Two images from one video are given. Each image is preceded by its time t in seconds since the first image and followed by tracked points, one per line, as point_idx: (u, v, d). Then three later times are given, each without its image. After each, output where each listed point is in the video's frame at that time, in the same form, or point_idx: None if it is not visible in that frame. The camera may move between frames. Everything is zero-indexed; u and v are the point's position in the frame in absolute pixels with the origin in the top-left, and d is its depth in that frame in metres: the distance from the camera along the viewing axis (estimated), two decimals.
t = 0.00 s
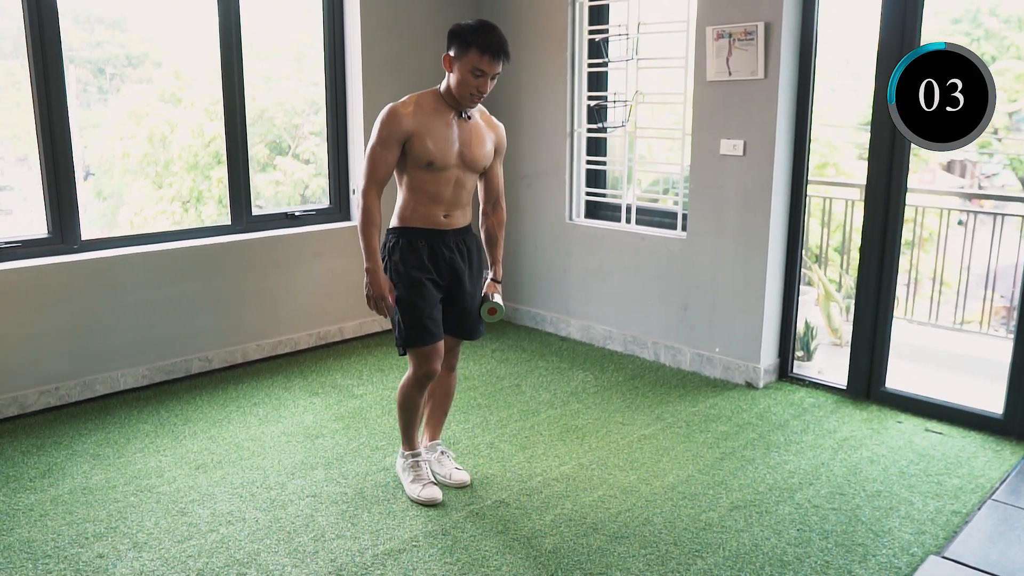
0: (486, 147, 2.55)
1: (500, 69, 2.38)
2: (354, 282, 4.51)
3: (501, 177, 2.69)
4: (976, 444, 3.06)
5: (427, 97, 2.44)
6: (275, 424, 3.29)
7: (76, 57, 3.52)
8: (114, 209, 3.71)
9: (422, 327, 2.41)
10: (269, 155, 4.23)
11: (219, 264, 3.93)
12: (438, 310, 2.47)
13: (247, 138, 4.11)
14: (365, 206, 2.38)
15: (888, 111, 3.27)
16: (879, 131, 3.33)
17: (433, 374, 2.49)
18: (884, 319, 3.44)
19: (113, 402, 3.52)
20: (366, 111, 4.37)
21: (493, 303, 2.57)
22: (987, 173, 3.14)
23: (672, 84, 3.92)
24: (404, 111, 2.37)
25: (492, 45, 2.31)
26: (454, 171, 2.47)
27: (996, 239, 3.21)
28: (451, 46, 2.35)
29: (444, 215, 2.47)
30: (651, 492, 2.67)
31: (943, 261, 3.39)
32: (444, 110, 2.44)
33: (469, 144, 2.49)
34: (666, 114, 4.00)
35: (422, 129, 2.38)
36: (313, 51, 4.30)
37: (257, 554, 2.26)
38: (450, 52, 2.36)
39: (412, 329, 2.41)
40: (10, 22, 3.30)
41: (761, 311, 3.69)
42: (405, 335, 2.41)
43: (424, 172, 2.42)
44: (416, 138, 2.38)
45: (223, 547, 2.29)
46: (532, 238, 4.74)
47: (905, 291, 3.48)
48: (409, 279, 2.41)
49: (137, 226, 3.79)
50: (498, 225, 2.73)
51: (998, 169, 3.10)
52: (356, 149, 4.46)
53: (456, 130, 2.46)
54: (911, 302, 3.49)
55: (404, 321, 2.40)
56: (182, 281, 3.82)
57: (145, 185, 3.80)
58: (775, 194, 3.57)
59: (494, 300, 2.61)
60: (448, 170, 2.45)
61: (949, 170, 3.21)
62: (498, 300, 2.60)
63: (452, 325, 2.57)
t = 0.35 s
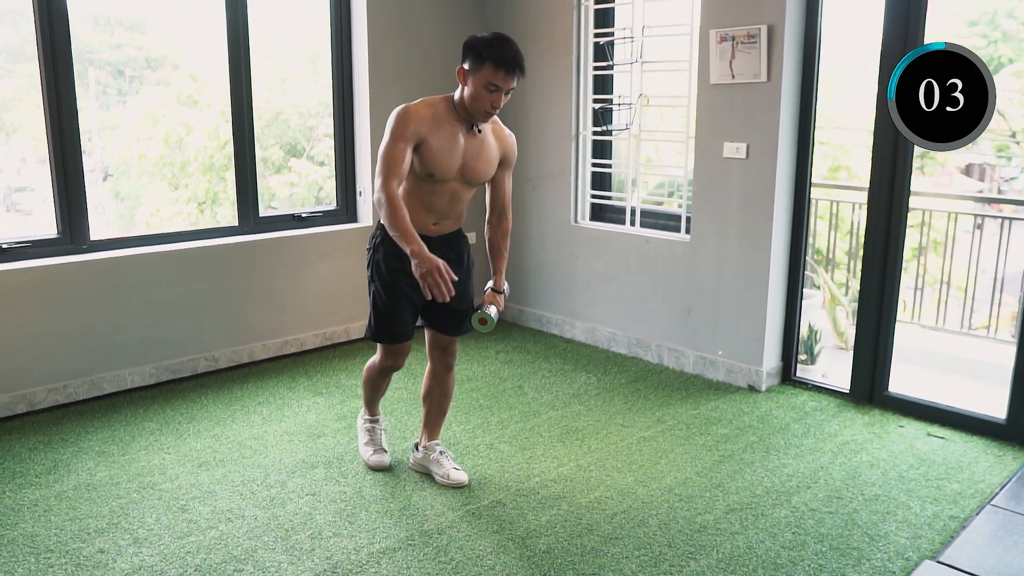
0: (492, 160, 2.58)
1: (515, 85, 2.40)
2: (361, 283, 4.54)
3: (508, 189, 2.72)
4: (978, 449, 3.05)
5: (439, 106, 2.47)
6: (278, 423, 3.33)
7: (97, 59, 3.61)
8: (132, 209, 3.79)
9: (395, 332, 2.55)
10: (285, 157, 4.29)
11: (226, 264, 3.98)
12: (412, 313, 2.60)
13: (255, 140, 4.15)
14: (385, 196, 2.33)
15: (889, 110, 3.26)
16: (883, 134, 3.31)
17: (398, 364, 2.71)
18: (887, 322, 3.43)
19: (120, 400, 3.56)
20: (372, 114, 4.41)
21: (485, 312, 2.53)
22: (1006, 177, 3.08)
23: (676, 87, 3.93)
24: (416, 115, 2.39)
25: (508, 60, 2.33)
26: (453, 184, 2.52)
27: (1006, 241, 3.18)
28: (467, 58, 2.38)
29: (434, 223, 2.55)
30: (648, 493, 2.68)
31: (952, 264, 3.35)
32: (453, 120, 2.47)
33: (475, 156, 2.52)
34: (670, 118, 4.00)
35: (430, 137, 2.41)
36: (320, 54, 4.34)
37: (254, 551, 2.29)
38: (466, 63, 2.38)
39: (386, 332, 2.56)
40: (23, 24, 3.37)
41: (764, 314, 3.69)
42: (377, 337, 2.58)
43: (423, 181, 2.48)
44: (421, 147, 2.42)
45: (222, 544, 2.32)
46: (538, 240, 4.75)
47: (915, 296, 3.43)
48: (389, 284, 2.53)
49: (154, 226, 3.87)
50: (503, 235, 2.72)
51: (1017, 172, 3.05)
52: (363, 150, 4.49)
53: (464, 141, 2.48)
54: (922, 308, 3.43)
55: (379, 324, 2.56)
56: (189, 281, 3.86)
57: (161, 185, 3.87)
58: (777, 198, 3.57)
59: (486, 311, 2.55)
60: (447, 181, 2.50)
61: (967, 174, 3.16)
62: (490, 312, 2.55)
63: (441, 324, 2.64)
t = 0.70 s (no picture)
0: (500, 198, 2.64)
1: (537, 140, 2.42)
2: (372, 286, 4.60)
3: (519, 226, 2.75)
4: (984, 455, 3.03)
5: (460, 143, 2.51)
6: (288, 423, 3.38)
7: (124, 63, 3.72)
8: (155, 211, 3.90)
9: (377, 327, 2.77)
10: (306, 159, 4.40)
11: (239, 267, 4.04)
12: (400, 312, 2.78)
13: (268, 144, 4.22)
14: (433, 208, 2.27)
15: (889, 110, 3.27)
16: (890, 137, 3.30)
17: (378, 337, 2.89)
18: (895, 327, 3.42)
19: (134, 400, 3.64)
20: (385, 119, 4.46)
21: (478, 346, 2.64)
22: None
23: (685, 92, 3.94)
24: (439, 148, 2.43)
25: (533, 118, 2.35)
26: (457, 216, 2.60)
27: None
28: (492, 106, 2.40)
29: (429, 241, 2.64)
30: (649, 497, 2.70)
31: (966, 266, 3.33)
32: (469, 160, 2.52)
33: (483, 193, 2.59)
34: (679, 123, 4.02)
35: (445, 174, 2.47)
36: (334, 60, 4.40)
37: (258, 548, 2.34)
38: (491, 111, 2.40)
39: (369, 326, 2.78)
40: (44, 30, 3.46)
41: (771, 319, 3.69)
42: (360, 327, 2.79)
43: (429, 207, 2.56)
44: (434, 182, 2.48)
45: (227, 541, 2.37)
46: (549, 244, 4.78)
47: (929, 302, 3.45)
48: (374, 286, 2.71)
49: (176, 228, 3.96)
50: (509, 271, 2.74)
51: None
52: (375, 154, 4.55)
53: (476, 181, 2.55)
54: (933, 315, 3.45)
55: (364, 318, 2.76)
56: (203, 283, 3.93)
57: (184, 188, 3.97)
58: (784, 203, 3.58)
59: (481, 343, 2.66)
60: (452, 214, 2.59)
61: (994, 178, 3.13)
62: (483, 346, 2.64)
63: (437, 322, 2.71)
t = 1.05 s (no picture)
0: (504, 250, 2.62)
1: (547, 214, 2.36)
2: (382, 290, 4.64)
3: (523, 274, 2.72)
4: (988, 464, 3.02)
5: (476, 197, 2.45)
6: (295, 425, 3.43)
7: (147, 66, 3.81)
8: (176, 212, 3.98)
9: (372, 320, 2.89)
10: (324, 162, 4.47)
11: (250, 269, 4.10)
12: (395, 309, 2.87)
13: (281, 149, 4.28)
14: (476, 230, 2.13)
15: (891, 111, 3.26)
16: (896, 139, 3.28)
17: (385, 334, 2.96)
18: (900, 334, 3.41)
19: (145, 400, 3.70)
20: (395, 124, 4.51)
21: (470, 388, 2.70)
22: None
23: (693, 98, 3.96)
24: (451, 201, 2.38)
25: (544, 198, 2.29)
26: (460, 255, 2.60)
27: None
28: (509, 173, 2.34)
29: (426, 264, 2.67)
30: (649, 501, 2.72)
31: (977, 274, 3.38)
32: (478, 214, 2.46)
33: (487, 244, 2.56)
34: (686, 129, 4.03)
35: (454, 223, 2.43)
36: (346, 66, 4.46)
37: (261, 547, 2.38)
38: (505, 180, 2.34)
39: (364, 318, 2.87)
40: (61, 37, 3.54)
41: (776, 326, 3.69)
42: (353, 317, 2.90)
43: (434, 244, 2.57)
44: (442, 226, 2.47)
45: (231, 540, 2.41)
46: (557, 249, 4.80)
47: (940, 309, 3.48)
48: (366, 283, 2.76)
49: (195, 229, 4.05)
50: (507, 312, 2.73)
51: None
52: (386, 159, 4.60)
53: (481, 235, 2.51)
54: (942, 321, 3.50)
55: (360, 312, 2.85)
56: (215, 286, 3.99)
57: (204, 190, 4.06)
58: (790, 209, 3.58)
59: (473, 385, 2.71)
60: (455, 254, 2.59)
61: (1016, 183, 3.12)
62: (472, 388, 2.69)
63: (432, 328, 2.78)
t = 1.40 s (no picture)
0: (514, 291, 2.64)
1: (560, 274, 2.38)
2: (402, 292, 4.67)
3: (532, 313, 2.73)
4: (1008, 473, 2.97)
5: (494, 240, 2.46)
6: (313, 425, 3.47)
7: (181, 69, 3.90)
8: (206, 214, 4.06)
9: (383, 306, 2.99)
10: (352, 164, 4.55)
11: (271, 271, 4.15)
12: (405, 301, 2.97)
13: (302, 153, 4.33)
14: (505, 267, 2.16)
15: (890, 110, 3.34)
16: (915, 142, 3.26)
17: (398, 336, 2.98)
18: (920, 340, 3.37)
19: (167, 399, 3.76)
20: (415, 127, 4.54)
21: (475, 419, 2.77)
22: None
23: (712, 101, 3.95)
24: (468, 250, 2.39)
25: (558, 263, 2.30)
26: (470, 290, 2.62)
27: None
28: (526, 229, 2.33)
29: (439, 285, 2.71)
30: (661, 506, 2.72)
31: (1002, 281, 3.29)
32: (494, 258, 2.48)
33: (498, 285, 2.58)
34: (705, 133, 4.02)
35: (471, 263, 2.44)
36: (367, 71, 4.50)
37: (273, 545, 2.41)
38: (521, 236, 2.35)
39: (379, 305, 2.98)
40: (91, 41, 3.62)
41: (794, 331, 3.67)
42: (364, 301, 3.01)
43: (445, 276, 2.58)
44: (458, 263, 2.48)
45: (244, 538, 2.45)
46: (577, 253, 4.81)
47: (965, 316, 3.40)
48: (378, 282, 2.84)
49: (224, 230, 4.13)
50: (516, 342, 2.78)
51: None
52: (406, 162, 4.63)
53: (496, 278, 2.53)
54: (967, 327, 3.41)
55: (375, 301, 2.95)
56: (236, 287, 4.04)
57: (233, 192, 4.14)
58: (808, 215, 3.55)
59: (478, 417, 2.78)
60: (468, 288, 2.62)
61: None
62: (477, 422, 2.76)
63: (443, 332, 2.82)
